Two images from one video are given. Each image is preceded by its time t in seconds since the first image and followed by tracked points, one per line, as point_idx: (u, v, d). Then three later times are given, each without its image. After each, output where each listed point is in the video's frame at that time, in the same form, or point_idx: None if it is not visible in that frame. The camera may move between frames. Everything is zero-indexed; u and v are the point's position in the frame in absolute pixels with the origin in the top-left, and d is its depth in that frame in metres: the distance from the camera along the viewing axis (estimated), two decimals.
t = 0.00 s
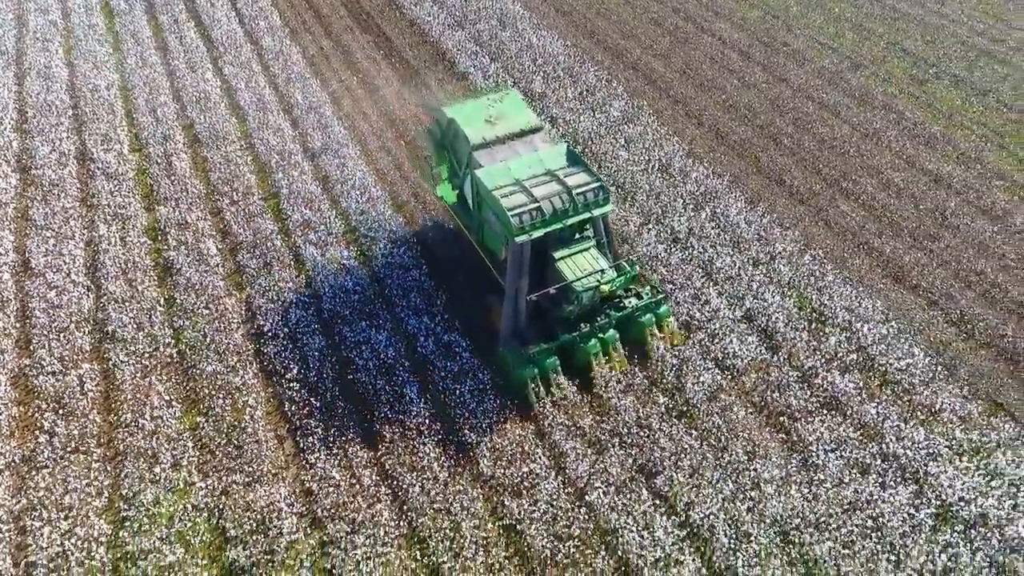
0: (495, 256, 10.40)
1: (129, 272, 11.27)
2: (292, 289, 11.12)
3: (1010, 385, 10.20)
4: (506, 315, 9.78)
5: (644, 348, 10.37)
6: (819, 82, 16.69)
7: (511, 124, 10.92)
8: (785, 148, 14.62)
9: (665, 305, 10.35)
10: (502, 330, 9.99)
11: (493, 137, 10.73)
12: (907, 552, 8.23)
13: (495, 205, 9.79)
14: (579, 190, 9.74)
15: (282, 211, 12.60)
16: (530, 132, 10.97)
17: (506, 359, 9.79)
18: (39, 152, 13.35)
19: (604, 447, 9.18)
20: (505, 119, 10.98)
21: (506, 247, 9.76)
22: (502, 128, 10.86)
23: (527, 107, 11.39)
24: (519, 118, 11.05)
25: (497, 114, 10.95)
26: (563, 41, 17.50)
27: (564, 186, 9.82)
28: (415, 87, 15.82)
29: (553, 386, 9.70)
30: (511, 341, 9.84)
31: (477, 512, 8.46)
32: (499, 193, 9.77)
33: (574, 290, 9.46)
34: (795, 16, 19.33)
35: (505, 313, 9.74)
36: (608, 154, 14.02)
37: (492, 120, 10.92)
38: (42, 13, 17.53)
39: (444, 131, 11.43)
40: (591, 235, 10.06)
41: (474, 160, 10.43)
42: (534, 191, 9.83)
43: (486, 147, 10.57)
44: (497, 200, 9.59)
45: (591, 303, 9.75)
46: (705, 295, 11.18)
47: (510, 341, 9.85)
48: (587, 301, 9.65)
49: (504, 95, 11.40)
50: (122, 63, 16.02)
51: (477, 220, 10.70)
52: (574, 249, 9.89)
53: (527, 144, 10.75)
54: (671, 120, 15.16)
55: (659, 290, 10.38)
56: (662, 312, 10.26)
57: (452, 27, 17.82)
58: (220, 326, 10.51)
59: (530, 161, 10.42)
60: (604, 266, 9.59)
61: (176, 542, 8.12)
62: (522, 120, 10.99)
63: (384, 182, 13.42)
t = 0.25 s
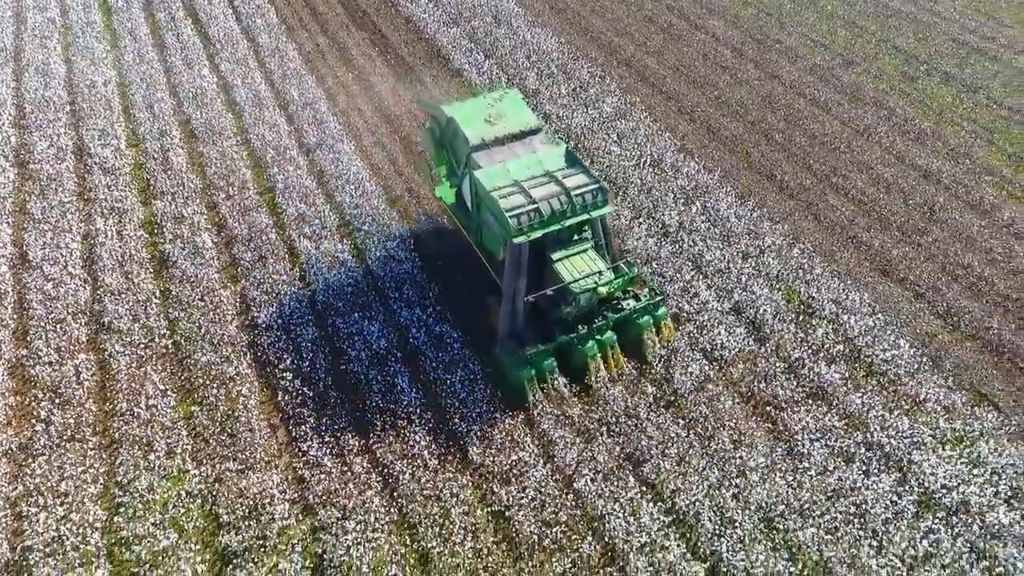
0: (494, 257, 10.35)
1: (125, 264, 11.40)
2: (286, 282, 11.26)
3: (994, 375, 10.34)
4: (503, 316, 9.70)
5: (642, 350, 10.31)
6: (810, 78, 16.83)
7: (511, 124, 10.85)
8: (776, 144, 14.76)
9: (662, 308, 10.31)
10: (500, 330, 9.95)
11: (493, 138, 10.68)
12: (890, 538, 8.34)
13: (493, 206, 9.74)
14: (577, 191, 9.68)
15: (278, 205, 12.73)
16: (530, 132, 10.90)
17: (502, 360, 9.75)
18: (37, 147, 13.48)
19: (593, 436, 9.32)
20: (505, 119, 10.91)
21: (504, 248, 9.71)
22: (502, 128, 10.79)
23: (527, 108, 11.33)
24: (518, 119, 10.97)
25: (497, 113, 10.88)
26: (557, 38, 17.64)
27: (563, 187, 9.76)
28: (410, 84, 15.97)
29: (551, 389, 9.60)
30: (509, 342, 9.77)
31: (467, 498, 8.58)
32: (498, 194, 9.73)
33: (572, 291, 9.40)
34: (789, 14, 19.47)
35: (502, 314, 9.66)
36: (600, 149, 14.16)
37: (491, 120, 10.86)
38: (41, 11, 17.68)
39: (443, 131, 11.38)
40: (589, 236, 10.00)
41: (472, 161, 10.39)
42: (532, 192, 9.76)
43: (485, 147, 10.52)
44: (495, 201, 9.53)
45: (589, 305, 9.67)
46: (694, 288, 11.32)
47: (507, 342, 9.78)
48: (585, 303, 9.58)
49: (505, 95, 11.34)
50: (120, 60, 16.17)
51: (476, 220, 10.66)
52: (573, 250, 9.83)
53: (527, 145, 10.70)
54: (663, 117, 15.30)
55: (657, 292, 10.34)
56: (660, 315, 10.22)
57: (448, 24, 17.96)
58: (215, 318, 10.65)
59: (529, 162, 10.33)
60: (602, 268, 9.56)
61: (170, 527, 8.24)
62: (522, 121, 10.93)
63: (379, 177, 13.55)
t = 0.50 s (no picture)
0: (492, 258, 10.35)
1: (121, 258, 11.54)
2: (280, 275, 11.39)
3: (979, 367, 10.47)
4: (500, 317, 9.69)
5: (639, 352, 10.32)
6: (803, 75, 16.96)
7: (510, 126, 10.83)
8: (768, 140, 14.89)
9: (661, 310, 10.29)
10: (496, 331, 9.97)
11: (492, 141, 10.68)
12: (872, 525, 8.47)
13: (491, 207, 9.71)
14: (575, 193, 9.62)
15: (273, 200, 12.86)
16: (529, 135, 10.90)
17: (499, 361, 9.78)
18: (34, 142, 13.61)
19: (581, 426, 9.45)
20: (504, 121, 10.89)
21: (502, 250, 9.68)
22: (501, 130, 10.78)
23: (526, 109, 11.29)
24: (518, 121, 10.98)
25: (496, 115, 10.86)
26: (551, 35, 17.77)
27: (560, 189, 9.70)
28: (405, 80, 16.10)
29: (546, 387, 9.64)
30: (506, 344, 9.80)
31: (456, 486, 8.70)
32: (496, 195, 9.68)
33: (569, 294, 9.41)
34: (782, 12, 19.58)
35: (499, 315, 9.66)
36: (593, 145, 14.29)
37: (490, 121, 10.88)
38: (39, 8, 17.81)
39: (442, 133, 11.40)
40: (588, 239, 9.96)
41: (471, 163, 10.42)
42: (530, 193, 9.70)
43: (483, 149, 10.55)
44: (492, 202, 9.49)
45: (587, 307, 9.67)
46: (684, 281, 11.46)
47: (503, 343, 9.80)
48: (582, 305, 9.58)
49: (504, 96, 11.30)
50: (117, 57, 16.30)
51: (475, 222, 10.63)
52: (570, 252, 9.81)
53: (525, 148, 10.70)
54: (656, 113, 15.43)
55: (655, 294, 10.34)
56: (658, 317, 10.20)
57: (443, 22, 18.09)
58: (209, 310, 10.78)
59: (527, 163, 10.29)
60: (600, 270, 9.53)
61: (163, 514, 8.36)
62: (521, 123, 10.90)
63: (374, 172, 13.67)
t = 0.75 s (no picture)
0: (489, 261, 10.35)
1: (117, 251, 11.65)
2: (275, 269, 11.50)
3: (965, 359, 10.59)
4: (498, 320, 9.74)
5: (638, 355, 10.26)
6: (795, 73, 17.08)
7: (509, 129, 10.85)
8: (760, 136, 15.00)
9: (659, 313, 10.22)
10: (494, 334, 9.97)
11: (491, 144, 10.71)
12: (857, 513, 8.57)
13: (488, 209, 9.73)
14: (573, 195, 9.62)
15: (268, 195, 12.97)
16: (527, 138, 10.94)
17: (497, 364, 9.76)
18: (32, 138, 13.72)
19: (571, 416, 9.54)
20: (503, 124, 10.90)
21: (500, 252, 9.70)
22: (500, 132, 10.79)
23: (526, 111, 11.29)
24: (517, 124, 11.00)
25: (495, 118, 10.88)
26: (546, 33, 17.89)
27: (558, 191, 9.69)
28: (400, 77, 16.21)
29: (543, 388, 9.62)
30: (503, 346, 9.81)
31: (446, 475, 8.81)
32: (493, 197, 9.68)
33: (566, 297, 9.34)
34: (776, 9, 19.69)
35: (497, 318, 9.70)
36: (586, 141, 14.41)
37: (488, 123, 10.91)
38: (37, 6, 17.93)
39: (440, 136, 11.43)
40: (586, 242, 9.95)
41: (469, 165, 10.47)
42: (527, 195, 9.70)
43: (481, 152, 10.59)
44: (490, 204, 9.50)
45: (585, 310, 9.60)
46: (674, 274, 11.58)
47: (501, 346, 9.82)
48: (579, 308, 9.48)
49: (504, 97, 11.30)
50: (114, 54, 16.42)
51: (473, 224, 10.64)
52: (568, 255, 9.77)
53: (524, 151, 10.74)
54: (649, 110, 15.55)
55: (654, 298, 10.26)
56: (656, 320, 10.15)
57: (438, 19, 18.21)
58: (204, 303, 10.90)
59: (525, 166, 10.30)
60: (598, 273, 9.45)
61: (157, 502, 8.48)
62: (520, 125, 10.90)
63: (368, 168, 13.79)
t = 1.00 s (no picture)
0: (488, 264, 10.41)
1: (113, 246, 11.76)
2: (269, 263, 11.62)
3: (952, 352, 10.70)
4: (495, 324, 9.70)
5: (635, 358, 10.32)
6: (788, 70, 17.18)
7: (509, 130, 10.81)
8: (752, 133, 15.10)
9: (656, 316, 10.34)
10: (491, 337, 9.94)
11: (490, 145, 10.69)
12: (842, 502, 8.68)
13: (486, 213, 9.74)
14: (571, 199, 9.61)
15: (262, 190, 13.08)
16: (526, 140, 10.90)
17: (494, 367, 9.73)
18: (29, 135, 13.83)
19: (561, 408, 9.64)
20: (502, 125, 10.85)
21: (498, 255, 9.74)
22: (499, 134, 10.74)
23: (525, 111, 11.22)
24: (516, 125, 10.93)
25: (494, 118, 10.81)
26: (541, 31, 17.99)
27: (556, 195, 9.68)
28: (395, 74, 16.32)
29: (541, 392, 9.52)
30: (500, 350, 9.75)
31: (436, 465, 8.91)
32: (491, 201, 9.71)
33: (564, 300, 9.31)
34: (770, 7, 19.79)
35: (494, 321, 9.67)
36: (579, 137, 14.53)
37: (487, 124, 10.85)
38: (35, 4, 18.05)
39: (440, 138, 11.43)
40: (584, 245, 9.96)
41: (468, 169, 10.51)
42: (525, 199, 9.71)
43: (480, 155, 10.60)
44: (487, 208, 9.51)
45: (582, 313, 9.56)
46: (664, 269, 11.69)
47: (498, 349, 9.77)
48: (577, 311, 9.43)
49: (503, 97, 11.24)
50: (111, 52, 16.53)
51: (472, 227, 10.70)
52: (566, 259, 9.77)
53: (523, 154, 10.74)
54: (642, 107, 15.65)
55: (652, 301, 10.34)
56: (654, 323, 10.26)
57: (433, 17, 18.32)
58: (199, 297, 11.01)
59: (523, 169, 10.29)
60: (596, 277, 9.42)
61: (151, 491, 8.58)
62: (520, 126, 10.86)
63: (363, 164, 13.90)
